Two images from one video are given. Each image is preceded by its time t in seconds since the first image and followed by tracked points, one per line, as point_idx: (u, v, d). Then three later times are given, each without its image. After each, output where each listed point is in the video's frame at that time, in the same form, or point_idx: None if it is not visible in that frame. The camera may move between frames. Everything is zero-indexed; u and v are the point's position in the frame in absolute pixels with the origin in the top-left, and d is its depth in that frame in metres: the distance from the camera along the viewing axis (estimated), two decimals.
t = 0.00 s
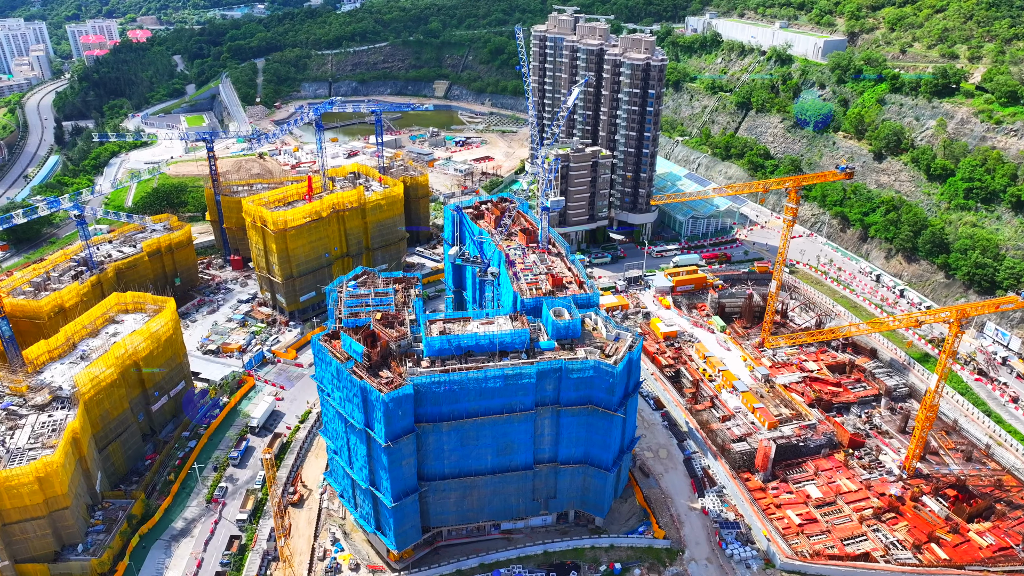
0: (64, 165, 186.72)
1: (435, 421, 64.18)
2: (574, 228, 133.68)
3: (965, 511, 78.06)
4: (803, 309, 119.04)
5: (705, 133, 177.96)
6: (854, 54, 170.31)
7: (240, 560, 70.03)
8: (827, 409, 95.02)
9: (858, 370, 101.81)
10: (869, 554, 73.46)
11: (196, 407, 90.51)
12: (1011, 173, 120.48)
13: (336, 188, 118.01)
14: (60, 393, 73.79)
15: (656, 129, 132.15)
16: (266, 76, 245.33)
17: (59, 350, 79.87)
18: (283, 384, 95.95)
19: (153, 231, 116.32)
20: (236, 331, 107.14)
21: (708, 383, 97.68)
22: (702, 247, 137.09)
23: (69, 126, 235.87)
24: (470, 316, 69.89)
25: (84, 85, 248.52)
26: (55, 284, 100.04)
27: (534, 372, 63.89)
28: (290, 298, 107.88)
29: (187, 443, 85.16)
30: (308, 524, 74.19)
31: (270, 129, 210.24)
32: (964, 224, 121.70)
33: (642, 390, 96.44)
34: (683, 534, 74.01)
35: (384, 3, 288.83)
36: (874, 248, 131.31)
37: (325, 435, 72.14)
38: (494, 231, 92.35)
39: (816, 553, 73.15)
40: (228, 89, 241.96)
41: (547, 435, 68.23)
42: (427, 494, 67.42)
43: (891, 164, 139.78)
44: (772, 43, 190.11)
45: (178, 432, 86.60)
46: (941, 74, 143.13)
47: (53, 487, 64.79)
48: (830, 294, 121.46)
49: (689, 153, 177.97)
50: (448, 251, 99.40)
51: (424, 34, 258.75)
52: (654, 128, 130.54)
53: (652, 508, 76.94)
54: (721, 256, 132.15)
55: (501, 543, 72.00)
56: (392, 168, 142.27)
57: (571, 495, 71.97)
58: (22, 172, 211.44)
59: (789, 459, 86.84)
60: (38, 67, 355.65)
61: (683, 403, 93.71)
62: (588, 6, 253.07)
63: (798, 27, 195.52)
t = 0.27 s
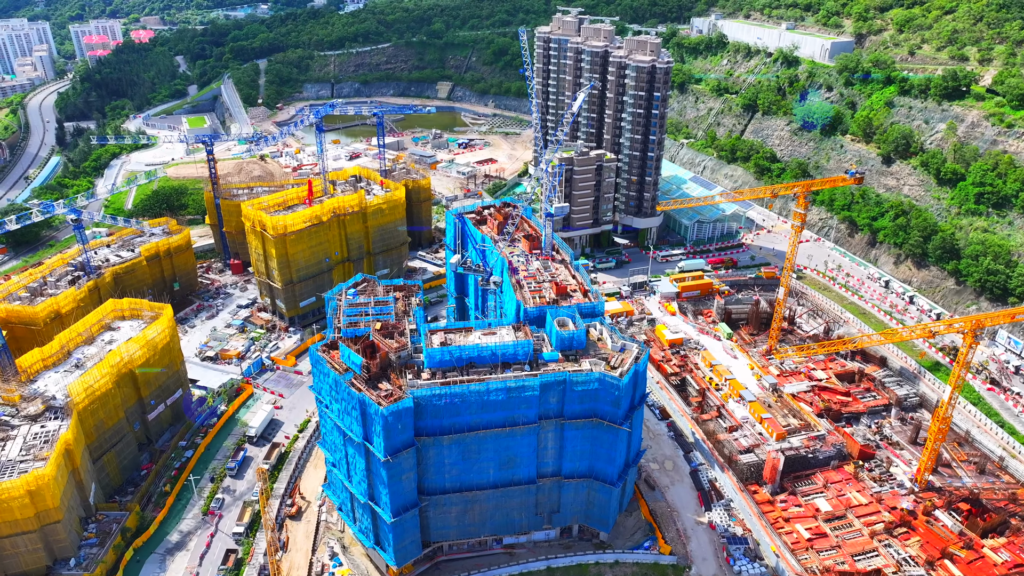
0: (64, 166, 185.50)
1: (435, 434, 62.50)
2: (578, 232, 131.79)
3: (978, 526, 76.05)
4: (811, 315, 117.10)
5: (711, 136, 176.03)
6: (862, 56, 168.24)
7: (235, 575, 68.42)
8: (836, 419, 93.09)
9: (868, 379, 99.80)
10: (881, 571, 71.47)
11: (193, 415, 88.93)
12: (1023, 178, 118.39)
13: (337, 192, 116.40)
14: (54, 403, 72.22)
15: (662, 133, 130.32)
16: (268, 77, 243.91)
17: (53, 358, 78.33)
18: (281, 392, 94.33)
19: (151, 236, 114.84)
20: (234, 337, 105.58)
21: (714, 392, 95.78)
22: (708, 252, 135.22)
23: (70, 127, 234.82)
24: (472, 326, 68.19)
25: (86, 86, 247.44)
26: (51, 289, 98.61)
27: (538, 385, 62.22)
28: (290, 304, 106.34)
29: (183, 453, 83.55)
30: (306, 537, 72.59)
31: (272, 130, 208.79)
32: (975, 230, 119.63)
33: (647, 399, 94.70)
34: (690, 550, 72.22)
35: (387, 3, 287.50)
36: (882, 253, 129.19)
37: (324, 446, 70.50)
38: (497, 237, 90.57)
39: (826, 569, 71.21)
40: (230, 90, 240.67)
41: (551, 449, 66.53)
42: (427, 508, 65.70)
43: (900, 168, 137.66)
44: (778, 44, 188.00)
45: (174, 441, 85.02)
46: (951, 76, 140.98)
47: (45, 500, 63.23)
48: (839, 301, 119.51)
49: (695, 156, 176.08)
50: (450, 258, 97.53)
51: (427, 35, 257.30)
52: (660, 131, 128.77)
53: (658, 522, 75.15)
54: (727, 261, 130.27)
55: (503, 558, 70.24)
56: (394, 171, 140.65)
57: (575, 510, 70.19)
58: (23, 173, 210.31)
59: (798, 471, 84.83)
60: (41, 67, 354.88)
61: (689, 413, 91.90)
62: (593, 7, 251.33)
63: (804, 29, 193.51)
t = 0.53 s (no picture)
0: (65, 168, 184.33)
1: (436, 448, 60.80)
2: (582, 237, 129.87)
3: (993, 542, 74.04)
4: (819, 322, 115.15)
5: (716, 138, 174.15)
6: (870, 58, 166.22)
7: None
8: (846, 429, 91.16)
9: (878, 389, 97.81)
10: None
11: (190, 424, 87.38)
12: None
13: (338, 196, 114.84)
14: (47, 413, 70.69)
15: (667, 136, 128.47)
16: (270, 78, 242.53)
17: (47, 367, 76.83)
18: (280, 401, 92.74)
19: (150, 240, 113.40)
20: (233, 343, 104.05)
21: (721, 402, 93.85)
22: (714, 257, 133.37)
23: (72, 128, 233.80)
24: (474, 337, 66.49)
25: (88, 87, 246.47)
26: (47, 295, 97.24)
27: (541, 399, 60.54)
28: (290, 310, 104.82)
29: (180, 463, 82.01)
30: (303, 551, 70.93)
31: (274, 132, 207.57)
32: (986, 235, 117.54)
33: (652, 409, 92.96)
34: (697, 566, 70.42)
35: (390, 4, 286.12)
36: (891, 259, 127.16)
37: (322, 459, 68.85)
38: (500, 244, 88.86)
39: None
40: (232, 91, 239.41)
41: (555, 463, 64.78)
42: (427, 524, 63.97)
43: (909, 172, 135.62)
44: (785, 46, 185.98)
45: (171, 451, 83.50)
46: (961, 79, 138.81)
47: (36, 515, 61.69)
48: (847, 307, 117.53)
49: (700, 158, 174.20)
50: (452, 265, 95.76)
51: (430, 36, 255.86)
52: (666, 135, 126.87)
53: (664, 537, 73.36)
54: (733, 266, 128.39)
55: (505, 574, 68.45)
56: (396, 174, 139.03)
57: (580, 525, 68.43)
58: (24, 175, 209.24)
59: (807, 483, 82.90)
60: (44, 68, 354.47)
61: (696, 423, 90.12)
62: (597, 8, 249.58)
63: (811, 30, 191.41)
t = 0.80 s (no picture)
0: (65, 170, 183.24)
1: (436, 463, 59.12)
2: (586, 241, 127.98)
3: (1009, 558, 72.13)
4: (827, 329, 113.27)
5: (722, 140, 172.25)
6: (878, 59, 164.20)
7: None
8: (856, 440, 89.21)
9: (888, 398, 95.81)
10: None
11: (187, 433, 85.86)
12: None
13: (339, 200, 113.28)
14: (39, 424, 69.16)
15: (673, 139, 126.61)
16: (272, 79, 241.07)
17: (41, 375, 75.33)
18: (279, 409, 91.14)
19: (149, 244, 111.96)
20: (232, 349, 102.54)
21: (728, 411, 91.99)
22: (720, 262, 131.51)
23: (74, 129, 232.81)
24: (476, 348, 64.79)
25: (90, 88, 245.59)
26: (44, 300, 95.83)
27: (545, 412, 58.86)
28: (290, 316, 103.32)
29: (176, 474, 80.48)
30: (301, 565, 69.38)
31: (276, 134, 206.22)
32: (998, 241, 115.53)
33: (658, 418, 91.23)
34: None
35: (393, 4, 284.69)
36: (901, 264, 125.17)
37: (320, 472, 67.24)
38: (503, 250, 87.14)
39: None
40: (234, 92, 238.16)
41: (558, 477, 63.04)
42: (427, 539, 62.31)
43: (919, 176, 133.54)
44: (792, 47, 183.90)
45: (168, 461, 81.99)
46: (972, 81, 136.69)
47: (27, 529, 60.20)
48: (856, 314, 115.53)
49: (706, 161, 172.32)
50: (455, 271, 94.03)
51: (433, 37, 254.37)
52: (671, 138, 125.06)
53: (670, 552, 71.72)
54: (740, 271, 126.54)
55: None
56: (398, 177, 137.50)
57: (584, 540, 66.72)
58: (25, 176, 208.23)
59: (816, 496, 80.99)
60: (48, 68, 354.11)
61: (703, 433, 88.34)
62: (601, 9, 247.85)
63: (818, 31, 189.24)
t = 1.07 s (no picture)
0: (66, 171, 182.13)
1: (437, 479, 57.38)
2: (591, 246, 126.13)
3: None
4: (836, 336, 111.35)
5: (728, 143, 170.29)
6: (886, 61, 162.08)
7: None
8: (866, 452, 87.30)
9: (898, 408, 93.86)
10: None
11: (184, 442, 84.32)
12: None
13: (340, 204, 111.66)
14: (32, 435, 67.66)
15: (679, 142, 124.84)
16: (275, 80, 239.70)
17: (35, 384, 73.86)
18: (278, 418, 89.59)
19: (147, 248, 110.51)
20: (231, 356, 100.98)
21: (735, 422, 90.08)
22: (726, 267, 129.64)
23: (75, 130, 231.80)
24: (478, 359, 63.09)
25: (92, 88, 244.62)
26: (40, 306, 94.38)
27: (549, 427, 57.15)
28: (290, 322, 101.83)
29: (172, 484, 78.92)
30: None
31: (278, 135, 204.93)
32: (1010, 246, 113.42)
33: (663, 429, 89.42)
34: None
35: (396, 4, 283.09)
36: (910, 269, 123.07)
37: (318, 486, 65.60)
38: (506, 258, 85.51)
39: None
40: (236, 93, 236.82)
41: (562, 493, 61.32)
42: (428, 557, 60.60)
43: (929, 180, 131.35)
44: (799, 48, 181.80)
45: (164, 471, 80.44)
46: (982, 83, 134.57)
47: (17, 545, 58.63)
48: (864, 321, 113.59)
49: (711, 164, 170.42)
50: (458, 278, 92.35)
51: (437, 37, 252.89)
52: (677, 141, 123.29)
53: (677, 569, 70.11)
54: (746, 277, 124.65)
55: None
56: (400, 180, 135.92)
57: (588, 557, 64.97)
58: (26, 178, 207.09)
59: (825, 509, 79.06)
60: (51, 69, 353.71)
61: (709, 444, 86.52)
62: (606, 9, 246.04)
63: (825, 32, 187.11)
